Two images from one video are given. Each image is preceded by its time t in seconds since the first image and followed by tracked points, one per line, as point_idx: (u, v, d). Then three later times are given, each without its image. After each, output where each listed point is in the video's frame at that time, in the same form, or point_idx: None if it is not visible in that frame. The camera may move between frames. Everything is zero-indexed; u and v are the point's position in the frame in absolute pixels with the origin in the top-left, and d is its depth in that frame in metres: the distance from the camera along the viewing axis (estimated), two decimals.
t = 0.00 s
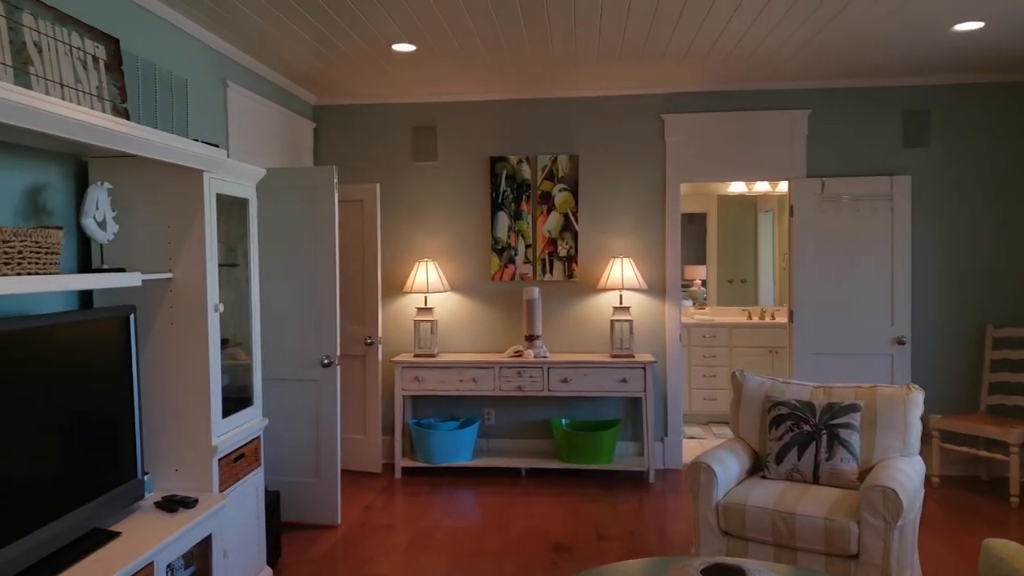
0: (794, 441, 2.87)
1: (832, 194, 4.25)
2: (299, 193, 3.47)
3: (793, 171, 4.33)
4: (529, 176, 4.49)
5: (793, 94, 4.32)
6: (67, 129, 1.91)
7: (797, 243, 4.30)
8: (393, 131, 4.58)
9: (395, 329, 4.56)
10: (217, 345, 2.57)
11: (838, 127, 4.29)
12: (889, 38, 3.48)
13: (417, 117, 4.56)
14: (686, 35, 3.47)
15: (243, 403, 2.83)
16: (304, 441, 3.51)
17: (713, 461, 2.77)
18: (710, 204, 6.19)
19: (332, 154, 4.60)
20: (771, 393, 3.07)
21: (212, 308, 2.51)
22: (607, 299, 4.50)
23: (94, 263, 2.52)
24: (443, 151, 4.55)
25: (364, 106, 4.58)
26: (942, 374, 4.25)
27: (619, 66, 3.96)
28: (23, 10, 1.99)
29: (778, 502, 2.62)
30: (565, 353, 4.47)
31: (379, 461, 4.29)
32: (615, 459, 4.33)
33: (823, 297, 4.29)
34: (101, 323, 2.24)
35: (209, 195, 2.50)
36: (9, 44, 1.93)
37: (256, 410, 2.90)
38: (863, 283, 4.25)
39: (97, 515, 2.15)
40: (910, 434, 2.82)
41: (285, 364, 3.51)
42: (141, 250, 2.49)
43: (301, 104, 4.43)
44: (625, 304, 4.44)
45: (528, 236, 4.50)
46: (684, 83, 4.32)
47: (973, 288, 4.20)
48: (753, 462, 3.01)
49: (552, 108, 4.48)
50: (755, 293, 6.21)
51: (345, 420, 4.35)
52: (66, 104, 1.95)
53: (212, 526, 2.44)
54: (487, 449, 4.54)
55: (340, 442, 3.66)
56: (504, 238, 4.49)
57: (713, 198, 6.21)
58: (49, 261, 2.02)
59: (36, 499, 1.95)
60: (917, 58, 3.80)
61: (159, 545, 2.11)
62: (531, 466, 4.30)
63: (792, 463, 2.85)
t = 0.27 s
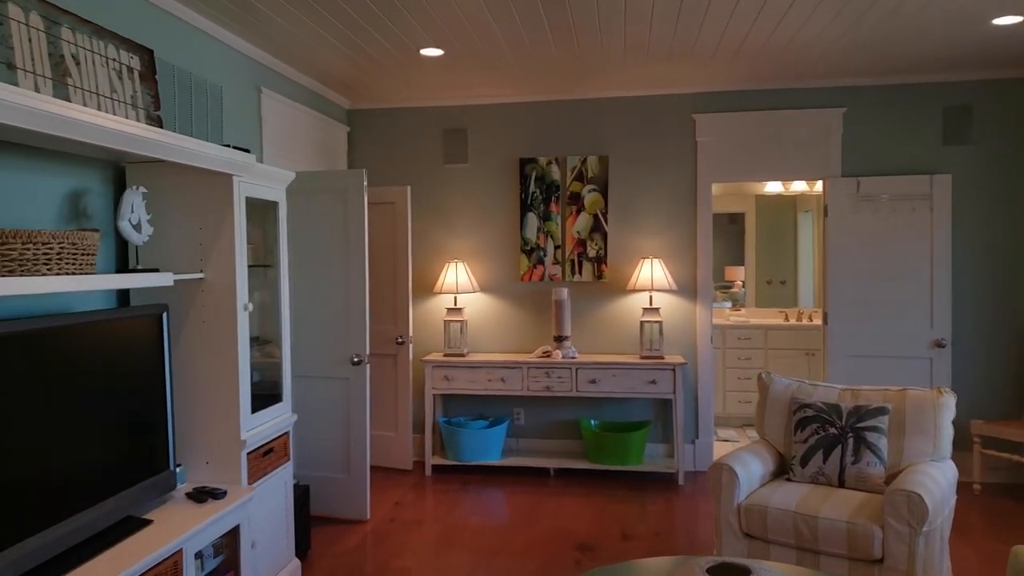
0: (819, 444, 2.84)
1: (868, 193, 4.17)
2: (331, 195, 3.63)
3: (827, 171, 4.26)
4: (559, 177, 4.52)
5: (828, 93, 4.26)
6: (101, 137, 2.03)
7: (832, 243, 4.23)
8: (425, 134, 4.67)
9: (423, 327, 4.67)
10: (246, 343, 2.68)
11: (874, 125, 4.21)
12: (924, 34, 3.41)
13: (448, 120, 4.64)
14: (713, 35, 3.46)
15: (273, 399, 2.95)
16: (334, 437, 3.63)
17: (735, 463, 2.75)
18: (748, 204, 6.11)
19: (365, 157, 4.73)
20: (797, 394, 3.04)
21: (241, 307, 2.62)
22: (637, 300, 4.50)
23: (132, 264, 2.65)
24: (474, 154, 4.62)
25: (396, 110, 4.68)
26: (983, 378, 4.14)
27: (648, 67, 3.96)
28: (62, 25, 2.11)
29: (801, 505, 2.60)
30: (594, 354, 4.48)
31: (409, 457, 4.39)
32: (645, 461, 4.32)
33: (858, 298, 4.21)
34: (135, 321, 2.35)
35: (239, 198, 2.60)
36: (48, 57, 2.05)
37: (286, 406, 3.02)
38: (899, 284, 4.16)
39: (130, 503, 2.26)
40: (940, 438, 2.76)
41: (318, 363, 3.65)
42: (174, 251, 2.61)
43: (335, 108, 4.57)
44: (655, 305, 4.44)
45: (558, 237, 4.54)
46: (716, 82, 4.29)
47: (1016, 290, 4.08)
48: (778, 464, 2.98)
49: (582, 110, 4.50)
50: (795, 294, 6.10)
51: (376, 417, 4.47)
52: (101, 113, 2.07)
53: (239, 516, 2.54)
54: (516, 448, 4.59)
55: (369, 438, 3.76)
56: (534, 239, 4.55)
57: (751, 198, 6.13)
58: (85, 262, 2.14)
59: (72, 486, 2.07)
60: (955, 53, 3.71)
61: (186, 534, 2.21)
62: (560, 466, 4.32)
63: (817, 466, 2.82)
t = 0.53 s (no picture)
0: (879, 449, 2.73)
1: (941, 189, 3.98)
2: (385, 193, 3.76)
3: (896, 167, 4.10)
4: (615, 175, 4.49)
5: (898, 85, 4.09)
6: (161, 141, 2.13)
7: (901, 242, 4.06)
8: (482, 134, 4.74)
9: (479, 325, 4.74)
10: (302, 340, 2.78)
11: (948, 118, 4.02)
12: (998, 19, 3.24)
13: (504, 120, 4.69)
14: (770, 29, 3.38)
15: (328, 393, 3.08)
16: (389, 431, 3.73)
17: (790, 466, 2.67)
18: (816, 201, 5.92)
19: (423, 158, 4.84)
20: (857, 397, 2.94)
21: (297, 304, 2.73)
22: (695, 300, 4.42)
23: (196, 262, 2.78)
24: (530, 153, 4.66)
25: (453, 110, 4.78)
26: None
27: (705, 63, 3.90)
28: (128, 37, 2.23)
29: (858, 511, 2.50)
30: (651, 354, 4.43)
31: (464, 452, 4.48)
32: (703, 464, 4.24)
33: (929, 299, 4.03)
34: (197, 316, 2.48)
35: (294, 198, 2.71)
36: (115, 67, 2.17)
37: (341, 400, 3.14)
38: (974, 285, 3.96)
39: (190, 490, 2.38)
40: (1013, 446, 2.61)
41: (372, 358, 3.77)
42: (234, 250, 2.75)
43: (392, 110, 4.70)
44: (714, 304, 4.35)
45: (614, 236, 4.50)
46: (778, 77, 4.18)
47: None
48: (837, 469, 2.88)
49: (639, 107, 4.46)
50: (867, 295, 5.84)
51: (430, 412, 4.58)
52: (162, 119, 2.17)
53: (293, 506, 2.64)
54: (571, 447, 4.58)
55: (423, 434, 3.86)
56: (589, 238, 4.53)
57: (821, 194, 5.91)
58: (150, 261, 2.26)
59: (136, 472, 2.20)
60: None
61: (243, 520, 2.32)
62: (615, 467, 4.29)
63: (878, 471, 2.71)
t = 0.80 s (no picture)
0: (953, 454, 2.63)
1: None
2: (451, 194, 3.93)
3: (978, 164, 3.92)
4: (681, 174, 4.44)
5: (982, 78, 3.91)
6: (236, 148, 2.29)
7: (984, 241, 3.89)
8: (547, 135, 4.78)
9: (544, 324, 4.78)
10: (369, 336, 2.91)
11: None
12: None
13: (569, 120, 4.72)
14: (841, 25, 3.29)
15: (393, 388, 3.20)
16: (454, 426, 3.89)
17: (855, 469, 2.61)
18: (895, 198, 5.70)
19: (489, 159, 4.93)
20: (929, 401, 2.84)
21: (364, 301, 2.86)
22: (763, 300, 4.34)
23: (270, 262, 2.94)
24: (595, 152, 4.66)
25: (519, 112, 4.84)
26: None
27: (774, 61, 3.83)
28: (206, 50, 2.38)
29: (928, 517, 2.42)
30: (717, 355, 4.38)
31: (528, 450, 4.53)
32: (771, 466, 4.16)
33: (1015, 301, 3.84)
34: (269, 313, 2.63)
35: (361, 200, 2.86)
36: (194, 78, 2.32)
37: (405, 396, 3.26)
38: None
39: (261, 477, 2.53)
40: None
41: (437, 355, 3.95)
42: (306, 251, 2.91)
43: (460, 113, 4.81)
44: (783, 305, 4.26)
45: (681, 235, 4.46)
46: (852, 72, 4.06)
47: None
48: (907, 474, 2.79)
49: (705, 105, 4.41)
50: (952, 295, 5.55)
51: (494, 409, 4.66)
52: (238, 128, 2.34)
53: (359, 495, 2.77)
54: (636, 447, 4.57)
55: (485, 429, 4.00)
56: (655, 237, 4.50)
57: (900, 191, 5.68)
58: (226, 261, 2.41)
59: (213, 459, 2.34)
60: None
61: (310, 508, 2.44)
62: (680, 467, 4.25)
63: (951, 478, 2.61)
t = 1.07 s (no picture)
0: (1014, 458, 2.55)
1: None
2: (505, 198, 4.09)
3: None
4: (736, 173, 4.40)
5: None
6: (296, 152, 2.41)
7: None
8: (599, 135, 4.80)
9: (596, 323, 4.81)
10: (422, 333, 3.02)
11: None
12: None
13: (623, 120, 4.73)
14: (900, 21, 3.23)
15: (444, 384, 3.30)
16: (505, 426, 4.08)
17: (909, 471, 2.55)
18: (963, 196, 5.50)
19: (542, 160, 4.99)
20: (990, 403, 2.75)
21: (417, 299, 2.97)
22: (821, 300, 4.27)
23: (328, 261, 3.07)
24: (648, 152, 4.66)
25: (572, 112, 4.87)
26: None
27: (831, 57, 3.77)
28: (268, 59, 2.51)
29: (987, 521, 2.36)
30: (772, 356, 4.32)
31: (579, 448, 4.57)
32: (828, 468, 4.09)
33: None
34: (327, 309, 2.74)
35: (415, 201, 2.96)
36: (257, 86, 2.45)
37: (456, 392, 3.36)
38: None
39: (319, 467, 2.64)
40: None
41: (487, 353, 4.17)
42: (363, 251, 3.04)
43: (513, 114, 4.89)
44: (840, 305, 4.18)
45: (736, 234, 4.42)
46: (914, 68, 3.96)
47: None
48: (966, 478, 2.72)
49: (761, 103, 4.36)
50: None
51: (545, 407, 4.72)
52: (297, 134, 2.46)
53: (412, 486, 2.87)
54: (689, 447, 4.55)
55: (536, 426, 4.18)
56: (710, 237, 4.47)
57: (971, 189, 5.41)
58: (286, 260, 2.52)
59: (274, 448, 2.47)
60: None
61: (364, 497, 2.54)
62: (734, 468, 4.22)
63: (1012, 481, 2.53)
